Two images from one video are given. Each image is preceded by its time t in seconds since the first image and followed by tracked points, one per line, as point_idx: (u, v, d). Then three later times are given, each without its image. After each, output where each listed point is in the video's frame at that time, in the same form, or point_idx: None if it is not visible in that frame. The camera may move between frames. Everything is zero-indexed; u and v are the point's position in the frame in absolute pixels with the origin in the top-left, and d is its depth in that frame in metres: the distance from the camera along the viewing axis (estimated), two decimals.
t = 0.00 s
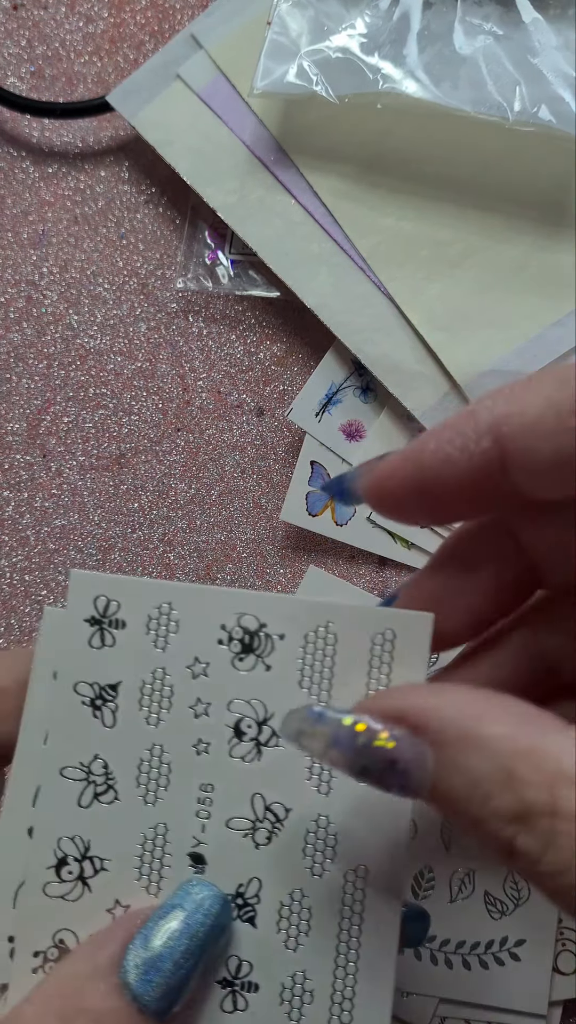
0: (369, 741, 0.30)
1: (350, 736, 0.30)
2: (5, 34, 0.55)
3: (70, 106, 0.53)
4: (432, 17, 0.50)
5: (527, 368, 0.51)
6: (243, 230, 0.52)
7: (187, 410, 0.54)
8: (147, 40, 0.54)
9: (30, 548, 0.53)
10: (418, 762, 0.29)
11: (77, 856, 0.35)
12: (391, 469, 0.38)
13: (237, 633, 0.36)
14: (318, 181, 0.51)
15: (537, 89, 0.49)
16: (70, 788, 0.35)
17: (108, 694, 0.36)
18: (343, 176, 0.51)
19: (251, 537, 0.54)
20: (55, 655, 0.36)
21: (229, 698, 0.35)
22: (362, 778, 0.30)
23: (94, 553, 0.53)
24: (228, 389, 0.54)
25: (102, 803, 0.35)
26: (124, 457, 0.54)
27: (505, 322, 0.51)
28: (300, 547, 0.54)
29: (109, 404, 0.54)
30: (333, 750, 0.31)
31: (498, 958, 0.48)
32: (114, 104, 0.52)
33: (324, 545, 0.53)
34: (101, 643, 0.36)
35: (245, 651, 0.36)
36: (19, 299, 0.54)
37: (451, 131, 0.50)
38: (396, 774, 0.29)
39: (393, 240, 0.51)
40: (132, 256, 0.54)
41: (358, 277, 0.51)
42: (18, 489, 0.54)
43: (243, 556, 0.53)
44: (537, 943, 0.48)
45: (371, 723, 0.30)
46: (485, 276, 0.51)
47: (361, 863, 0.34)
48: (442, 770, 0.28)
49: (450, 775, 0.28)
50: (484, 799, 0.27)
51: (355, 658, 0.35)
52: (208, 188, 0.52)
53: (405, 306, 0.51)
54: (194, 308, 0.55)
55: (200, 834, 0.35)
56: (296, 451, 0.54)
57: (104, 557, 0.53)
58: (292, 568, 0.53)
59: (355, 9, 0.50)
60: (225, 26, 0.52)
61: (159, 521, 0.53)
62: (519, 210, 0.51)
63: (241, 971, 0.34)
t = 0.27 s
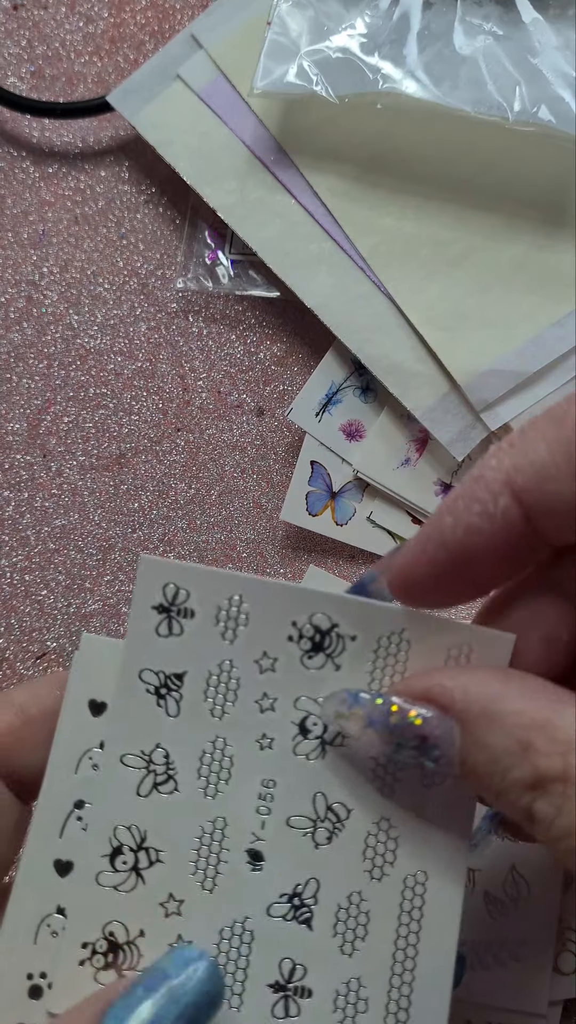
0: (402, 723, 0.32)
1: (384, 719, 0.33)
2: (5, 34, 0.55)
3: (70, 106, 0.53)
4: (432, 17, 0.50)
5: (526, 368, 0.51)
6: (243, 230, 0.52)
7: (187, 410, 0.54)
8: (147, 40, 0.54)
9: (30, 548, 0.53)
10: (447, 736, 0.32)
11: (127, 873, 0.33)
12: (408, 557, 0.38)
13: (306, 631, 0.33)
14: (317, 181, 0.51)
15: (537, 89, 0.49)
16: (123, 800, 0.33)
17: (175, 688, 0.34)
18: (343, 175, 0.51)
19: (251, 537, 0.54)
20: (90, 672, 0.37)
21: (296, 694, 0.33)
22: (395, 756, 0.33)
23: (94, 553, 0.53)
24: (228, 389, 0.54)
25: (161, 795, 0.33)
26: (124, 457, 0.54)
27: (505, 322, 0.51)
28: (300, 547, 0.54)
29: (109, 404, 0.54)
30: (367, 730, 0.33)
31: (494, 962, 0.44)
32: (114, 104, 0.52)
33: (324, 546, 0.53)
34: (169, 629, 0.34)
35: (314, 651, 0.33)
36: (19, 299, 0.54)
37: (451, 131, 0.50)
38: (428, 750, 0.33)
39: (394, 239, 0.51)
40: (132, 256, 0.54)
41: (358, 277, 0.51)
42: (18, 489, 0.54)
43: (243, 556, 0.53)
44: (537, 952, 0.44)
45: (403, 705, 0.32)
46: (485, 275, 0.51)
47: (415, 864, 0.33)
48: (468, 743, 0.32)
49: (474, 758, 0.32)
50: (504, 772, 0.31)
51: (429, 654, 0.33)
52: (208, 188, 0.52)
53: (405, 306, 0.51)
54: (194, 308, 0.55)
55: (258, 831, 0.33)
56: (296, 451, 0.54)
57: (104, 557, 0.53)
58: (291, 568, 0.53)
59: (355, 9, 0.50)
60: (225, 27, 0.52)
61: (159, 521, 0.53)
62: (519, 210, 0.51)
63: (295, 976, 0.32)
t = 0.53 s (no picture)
0: (461, 664, 0.33)
1: (446, 657, 0.33)
2: (5, 34, 0.55)
3: (70, 106, 0.53)
4: (432, 18, 0.50)
5: (526, 368, 0.51)
6: (243, 230, 0.52)
7: (187, 410, 0.54)
8: (147, 40, 0.54)
9: (30, 548, 0.53)
10: (509, 685, 0.32)
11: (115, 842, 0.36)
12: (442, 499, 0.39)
13: (372, 570, 0.33)
14: (317, 181, 0.51)
15: (537, 89, 0.49)
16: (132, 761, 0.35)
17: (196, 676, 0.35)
18: (343, 175, 0.51)
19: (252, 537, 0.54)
20: (35, 675, 0.40)
21: (353, 632, 0.34)
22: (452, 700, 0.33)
23: (94, 554, 0.53)
24: (228, 389, 0.54)
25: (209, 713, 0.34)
26: (124, 457, 0.54)
27: (505, 322, 0.51)
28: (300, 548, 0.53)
29: (109, 404, 0.54)
30: (425, 669, 0.33)
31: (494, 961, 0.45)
32: (113, 104, 0.52)
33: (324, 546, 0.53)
34: (233, 551, 0.34)
35: (378, 589, 0.33)
36: (19, 299, 0.54)
37: (452, 131, 0.50)
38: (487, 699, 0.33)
39: (394, 239, 0.51)
40: (132, 256, 0.54)
41: (358, 277, 0.51)
42: (18, 489, 0.54)
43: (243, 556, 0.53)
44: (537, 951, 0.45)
45: (466, 646, 0.33)
46: (484, 275, 0.51)
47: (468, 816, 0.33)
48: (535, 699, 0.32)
49: (532, 722, 0.32)
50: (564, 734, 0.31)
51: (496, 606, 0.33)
52: (208, 188, 0.52)
53: (405, 306, 0.51)
54: (194, 308, 0.55)
55: (299, 762, 0.34)
56: (296, 451, 0.54)
57: (104, 557, 0.53)
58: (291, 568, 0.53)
59: (355, 9, 0.50)
60: (225, 27, 0.52)
61: (159, 521, 0.53)
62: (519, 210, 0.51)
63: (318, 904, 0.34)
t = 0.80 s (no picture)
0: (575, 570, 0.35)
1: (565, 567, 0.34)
2: (5, 34, 0.55)
3: (70, 106, 0.53)
4: (432, 17, 0.50)
5: (526, 368, 0.51)
6: (243, 230, 0.52)
7: (187, 410, 0.54)
8: (148, 40, 0.54)
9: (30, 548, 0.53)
10: None
11: (68, 772, 0.42)
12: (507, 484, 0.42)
13: None
14: (317, 181, 0.51)
15: (537, 89, 0.49)
16: (28, 649, 0.43)
17: (88, 586, 0.43)
18: (343, 175, 0.51)
19: (252, 537, 0.54)
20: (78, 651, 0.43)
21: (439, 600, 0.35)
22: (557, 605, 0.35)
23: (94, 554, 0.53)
24: (228, 389, 0.54)
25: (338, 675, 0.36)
26: (124, 457, 0.54)
27: (506, 322, 0.51)
28: (300, 548, 0.54)
29: (110, 404, 0.54)
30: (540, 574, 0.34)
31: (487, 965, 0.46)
32: (113, 104, 0.52)
33: (325, 546, 0.54)
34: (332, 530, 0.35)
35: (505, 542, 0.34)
36: (19, 299, 0.54)
37: (452, 131, 0.50)
38: None
39: (394, 240, 0.51)
40: (132, 256, 0.54)
41: (358, 277, 0.51)
42: (18, 489, 0.54)
43: (243, 556, 0.53)
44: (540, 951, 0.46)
45: None
46: (484, 275, 0.51)
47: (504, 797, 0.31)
48: None
49: None
50: None
51: None
52: (208, 188, 0.52)
53: (405, 306, 0.51)
54: (194, 308, 0.55)
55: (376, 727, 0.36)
56: (296, 451, 0.54)
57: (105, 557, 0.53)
58: (292, 568, 0.53)
59: (355, 9, 0.50)
60: (226, 26, 0.52)
61: (159, 521, 0.53)
62: (518, 210, 0.51)
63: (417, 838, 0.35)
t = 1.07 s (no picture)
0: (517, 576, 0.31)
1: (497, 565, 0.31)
2: (5, 34, 0.55)
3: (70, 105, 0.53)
4: (432, 17, 0.50)
5: (526, 368, 0.51)
6: (243, 230, 0.52)
7: (187, 410, 0.54)
8: (147, 40, 0.54)
9: (29, 548, 0.53)
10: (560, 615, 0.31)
11: (171, 834, 0.38)
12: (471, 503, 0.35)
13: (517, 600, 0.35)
14: (317, 181, 0.51)
15: (537, 89, 0.49)
16: (211, 687, 0.39)
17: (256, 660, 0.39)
18: (343, 175, 0.51)
19: (251, 537, 0.54)
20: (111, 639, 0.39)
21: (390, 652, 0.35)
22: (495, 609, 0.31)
23: (93, 554, 0.53)
24: (228, 389, 0.54)
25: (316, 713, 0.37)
26: (124, 457, 0.54)
27: (505, 322, 0.51)
28: (300, 548, 0.54)
29: (109, 404, 0.54)
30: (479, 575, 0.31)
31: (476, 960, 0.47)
32: (113, 104, 0.52)
33: (324, 546, 0.53)
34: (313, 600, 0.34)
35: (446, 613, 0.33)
36: (19, 299, 0.54)
37: (452, 131, 0.50)
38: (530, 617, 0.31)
39: (394, 240, 0.51)
40: (132, 256, 0.54)
41: (358, 277, 0.51)
42: (18, 489, 0.54)
43: (243, 556, 0.53)
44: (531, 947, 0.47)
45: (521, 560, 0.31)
46: (484, 275, 0.51)
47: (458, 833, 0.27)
48: None
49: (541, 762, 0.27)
50: None
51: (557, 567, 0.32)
52: (207, 188, 0.52)
53: (405, 306, 0.51)
54: (193, 308, 0.55)
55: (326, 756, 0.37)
56: (296, 451, 0.54)
57: (104, 557, 0.53)
58: (291, 568, 0.53)
59: (355, 9, 0.50)
60: (226, 26, 0.52)
61: (159, 521, 0.53)
62: (518, 210, 0.51)
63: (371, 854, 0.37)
